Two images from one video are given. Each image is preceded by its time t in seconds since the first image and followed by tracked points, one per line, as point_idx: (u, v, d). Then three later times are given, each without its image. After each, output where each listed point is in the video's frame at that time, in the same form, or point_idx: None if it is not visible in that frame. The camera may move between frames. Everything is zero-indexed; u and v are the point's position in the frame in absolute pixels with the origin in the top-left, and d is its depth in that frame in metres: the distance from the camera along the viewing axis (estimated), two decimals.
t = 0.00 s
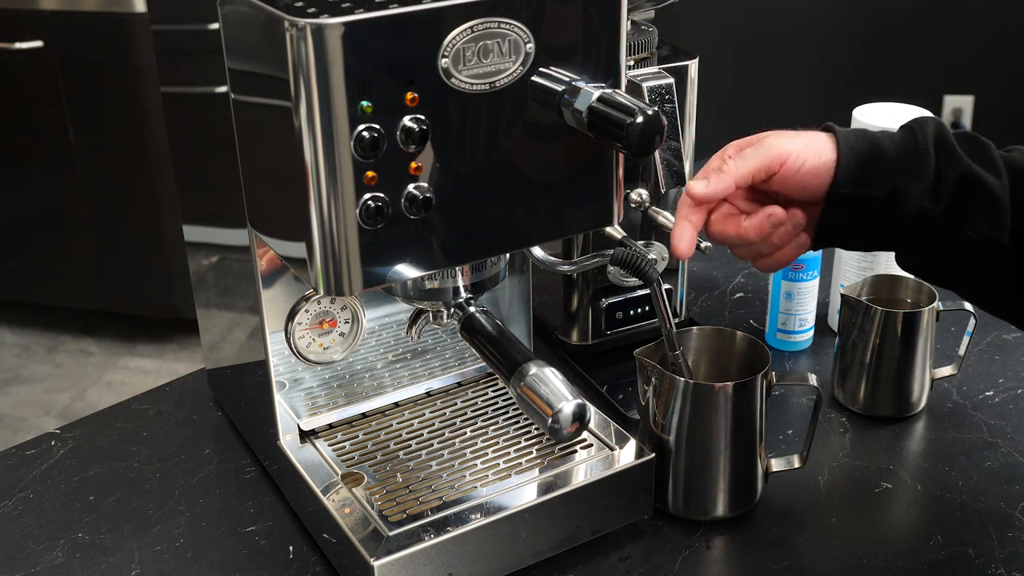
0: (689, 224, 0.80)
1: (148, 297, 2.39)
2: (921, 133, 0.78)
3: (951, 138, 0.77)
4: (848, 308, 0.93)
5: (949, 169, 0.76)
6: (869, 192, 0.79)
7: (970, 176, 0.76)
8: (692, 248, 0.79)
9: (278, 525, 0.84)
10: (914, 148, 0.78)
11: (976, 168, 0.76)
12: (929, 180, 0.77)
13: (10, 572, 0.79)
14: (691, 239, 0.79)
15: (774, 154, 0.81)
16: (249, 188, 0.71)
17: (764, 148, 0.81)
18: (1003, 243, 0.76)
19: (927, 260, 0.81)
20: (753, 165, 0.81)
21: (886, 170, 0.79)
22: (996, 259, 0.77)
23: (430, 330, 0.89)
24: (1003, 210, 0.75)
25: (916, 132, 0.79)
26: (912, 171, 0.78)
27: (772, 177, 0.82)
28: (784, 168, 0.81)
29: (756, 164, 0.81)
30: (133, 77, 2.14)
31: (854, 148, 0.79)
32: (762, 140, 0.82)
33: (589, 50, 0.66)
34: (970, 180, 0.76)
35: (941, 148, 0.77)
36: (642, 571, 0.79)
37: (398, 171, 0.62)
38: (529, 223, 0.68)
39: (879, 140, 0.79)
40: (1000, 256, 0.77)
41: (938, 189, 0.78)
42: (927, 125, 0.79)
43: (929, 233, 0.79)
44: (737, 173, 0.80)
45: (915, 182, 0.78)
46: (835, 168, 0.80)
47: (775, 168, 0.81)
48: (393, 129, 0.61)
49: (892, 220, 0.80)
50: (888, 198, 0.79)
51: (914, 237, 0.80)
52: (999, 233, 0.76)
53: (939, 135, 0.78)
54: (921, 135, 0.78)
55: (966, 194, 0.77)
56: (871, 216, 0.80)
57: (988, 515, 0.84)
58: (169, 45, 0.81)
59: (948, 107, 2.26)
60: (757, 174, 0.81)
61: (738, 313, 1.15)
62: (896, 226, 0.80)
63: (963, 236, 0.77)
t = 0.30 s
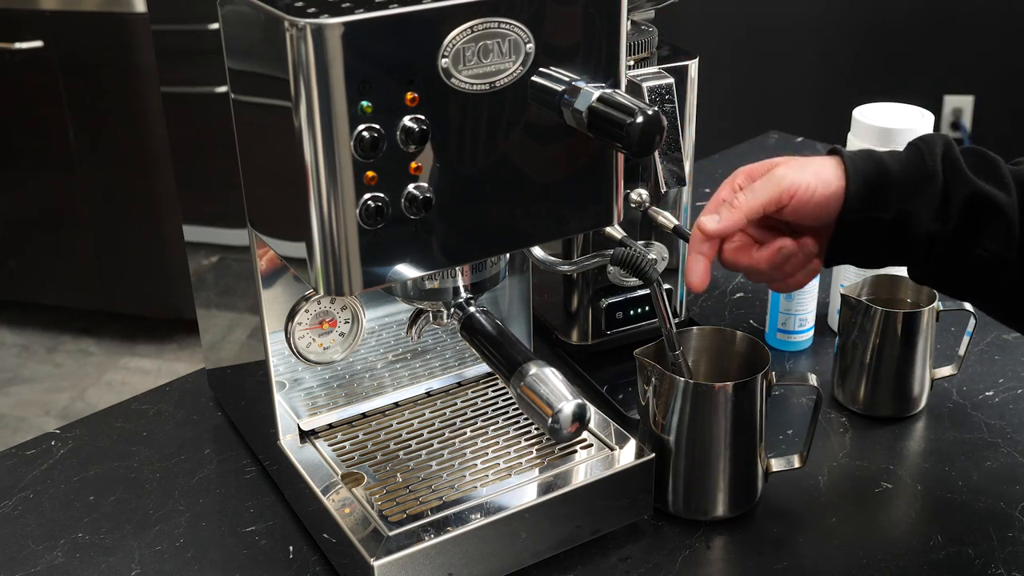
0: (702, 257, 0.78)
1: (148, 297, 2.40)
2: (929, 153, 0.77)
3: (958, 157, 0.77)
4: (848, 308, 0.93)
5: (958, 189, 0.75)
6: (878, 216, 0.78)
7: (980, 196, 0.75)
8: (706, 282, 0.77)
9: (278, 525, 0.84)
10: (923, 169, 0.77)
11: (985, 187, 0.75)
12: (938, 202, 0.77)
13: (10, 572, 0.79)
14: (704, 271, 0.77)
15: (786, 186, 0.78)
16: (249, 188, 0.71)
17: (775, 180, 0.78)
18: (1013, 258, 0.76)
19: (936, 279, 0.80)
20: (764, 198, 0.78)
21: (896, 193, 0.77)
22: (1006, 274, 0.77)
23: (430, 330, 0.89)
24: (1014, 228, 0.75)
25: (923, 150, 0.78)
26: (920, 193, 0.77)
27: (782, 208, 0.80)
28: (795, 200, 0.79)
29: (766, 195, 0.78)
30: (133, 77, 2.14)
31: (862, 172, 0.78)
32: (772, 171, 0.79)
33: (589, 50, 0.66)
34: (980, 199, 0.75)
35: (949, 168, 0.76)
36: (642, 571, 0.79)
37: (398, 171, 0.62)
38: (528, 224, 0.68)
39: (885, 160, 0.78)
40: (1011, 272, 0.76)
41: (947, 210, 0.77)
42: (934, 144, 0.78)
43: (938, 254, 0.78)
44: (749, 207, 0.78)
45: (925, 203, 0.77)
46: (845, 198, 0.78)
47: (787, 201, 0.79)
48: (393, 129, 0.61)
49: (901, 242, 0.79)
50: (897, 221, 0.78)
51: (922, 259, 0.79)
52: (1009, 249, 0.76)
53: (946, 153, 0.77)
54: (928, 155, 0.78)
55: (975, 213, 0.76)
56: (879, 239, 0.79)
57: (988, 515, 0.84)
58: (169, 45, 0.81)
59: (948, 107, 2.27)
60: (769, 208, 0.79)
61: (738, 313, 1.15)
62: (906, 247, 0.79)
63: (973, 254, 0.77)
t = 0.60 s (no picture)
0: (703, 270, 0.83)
1: (148, 297, 2.40)
2: (932, 166, 0.80)
3: (961, 169, 0.78)
4: (848, 308, 0.93)
5: (962, 201, 0.77)
6: (883, 228, 0.82)
7: (981, 208, 0.76)
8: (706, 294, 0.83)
9: (278, 525, 0.84)
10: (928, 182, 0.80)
11: (988, 198, 0.76)
12: (941, 214, 0.79)
13: (10, 572, 0.79)
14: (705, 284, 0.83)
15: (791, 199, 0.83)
16: (249, 188, 0.71)
17: (780, 195, 0.84)
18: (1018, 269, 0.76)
19: (945, 291, 0.81)
20: (770, 212, 0.83)
21: (900, 206, 0.81)
22: (1014, 286, 0.77)
23: (430, 330, 0.89)
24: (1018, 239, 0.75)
25: (927, 164, 0.80)
26: (924, 207, 0.80)
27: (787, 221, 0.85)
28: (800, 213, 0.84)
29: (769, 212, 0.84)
30: (133, 78, 2.14)
31: (867, 186, 0.82)
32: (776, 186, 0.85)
33: (588, 51, 0.66)
34: (981, 210, 0.76)
35: (953, 180, 0.78)
36: (642, 571, 0.79)
37: (398, 171, 0.62)
38: (528, 224, 0.68)
39: (889, 175, 0.82)
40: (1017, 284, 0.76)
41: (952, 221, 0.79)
42: (938, 157, 0.80)
43: (944, 265, 0.80)
44: (752, 222, 0.83)
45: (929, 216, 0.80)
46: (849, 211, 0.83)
47: (792, 213, 0.84)
48: (393, 129, 0.61)
49: (909, 253, 0.81)
50: (903, 233, 0.81)
51: (930, 270, 0.81)
52: (1013, 261, 0.76)
53: (948, 166, 0.79)
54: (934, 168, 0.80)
55: (979, 224, 0.77)
56: (887, 251, 0.83)
57: (988, 515, 0.84)
58: (169, 45, 0.81)
59: (948, 107, 2.27)
60: (773, 221, 0.84)
61: (737, 313, 1.15)
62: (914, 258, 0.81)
63: (979, 265, 0.78)
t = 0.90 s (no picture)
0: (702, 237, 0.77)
1: (148, 297, 2.40)
2: (945, 156, 0.78)
3: (972, 161, 0.78)
4: (848, 308, 0.93)
5: (972, 191, 0.77)
6: (892, 215, 0.79)
7: (992, 198, 0.76)
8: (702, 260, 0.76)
9: (278, 525, 0.84)
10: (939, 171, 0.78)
11: (998, 189, 0.76)
12: (951, 204, 0.78)
13: (10, 572, 0.79)
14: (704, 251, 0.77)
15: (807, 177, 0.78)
16: (249, 188, 0.71)
17: (796, 170, 0.79)
18: None
19: (949, 281, 0.81)
20: (784, 186, 0.78)
21: (911, 194, 0.78)
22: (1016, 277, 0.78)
23: (430, 330, 0.89)
24: None
25: (939, 154, 0.79)
26: (933, 195, 0.79)
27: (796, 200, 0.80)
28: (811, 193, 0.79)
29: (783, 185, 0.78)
30: (132, 78, 2.14)
31: (880, 172, 0.79)
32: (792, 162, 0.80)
33: (587, 50, 0.66)
34: (992, 202, 0.76)
35: (963, 171, 0.78)
36: (642, 571, 0.79)
37: (398, 171, 0.62)
38: (529, 223, 0.68)
39: (901, 162, 0.79)
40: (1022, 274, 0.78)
41: (960, 211, 0.78)
42: (950, 148, 0.79)
43: (952, 255, 0.80)
44: (765, 193, 0.77)
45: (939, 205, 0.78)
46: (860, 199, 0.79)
47: (805, 192, 0.79)
48: (393, 130, 0.61)
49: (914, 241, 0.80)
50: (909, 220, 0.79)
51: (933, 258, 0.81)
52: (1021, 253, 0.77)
53: (960, 158, 0.78)
54: (945, 157, 0.79)
55: (987, 216, 0.77)
56: (892, 238, 0.81)
57: (988, 515, 0.84)
58: (169, 46, 0.81)
59: (948, 107, 2.27)
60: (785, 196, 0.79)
61: (737, 313, 1.15)
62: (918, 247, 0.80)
63: (986, 256, 0.79)
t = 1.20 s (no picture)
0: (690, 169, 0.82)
1: (148, 297, 2.39)
2: (937, 129, 0.81)
3: (965, 136, 0.80)
4: (848, 308, 0.93)
5: (962, 164, 0.79)
6: (878, 180, 0.82)
7: (981, 172, 0.78)
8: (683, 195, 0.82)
9: (278, 526, 0.84)
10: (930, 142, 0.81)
11: (987, 163, 0.78)
12: (940, 173, 0.80)
13: (10, 572, 0.79)
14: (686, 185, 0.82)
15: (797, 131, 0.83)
16: (249, 188, 0.71)
17: (788, 122, 0.83)
18: (1011, 238, 0.79)
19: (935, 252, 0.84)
20: (774, 136, 0.82)
21: (900, 162, 0.82)
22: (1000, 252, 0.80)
23: (430, 330, 0.89)
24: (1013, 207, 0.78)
25: (933, 127, 0.81)
26: (923, 165, 0.81)
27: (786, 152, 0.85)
28: (799, 148, 0.84)
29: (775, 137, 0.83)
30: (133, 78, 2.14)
31: (872, 139, 0.82)
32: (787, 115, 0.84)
33: (588, 50, 0.66)
34: (981, 176, 0.78)
35: (954, 144, 0.80)
36: (642, 571, 0.79)
37: (398, 171, 0.62)
38: (529, 222, 0.68)
39: (894, 131, 0.82)
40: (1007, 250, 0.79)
41: (948, 182, 0.80)
42: (944, 121, 0.81)
43: (937, 226, 0.82)
44: (755, 141, 0.81)
45: (926, 174, 0.81)
46: (847, 160, 0.83)
47: (794, 145, 0.83)
48: (393, 130, 0.61)
49: (899, 208, 0.83)
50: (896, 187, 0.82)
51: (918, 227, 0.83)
52: (1007, 228, 0.79)
53: (953, 131, 0.80)
54: (938, 129, 0.81)
55: (975, 189, 0.79)
56: (877, 205, 0.84)
57: (987, 515, 0.84)
58: (169, 46, 0.81)
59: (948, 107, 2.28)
60: (775, 147, 0.83)
61: (737, 313, 1.15)
62: (903, 215, 0.83)
63: (972, 231, 0.80)
